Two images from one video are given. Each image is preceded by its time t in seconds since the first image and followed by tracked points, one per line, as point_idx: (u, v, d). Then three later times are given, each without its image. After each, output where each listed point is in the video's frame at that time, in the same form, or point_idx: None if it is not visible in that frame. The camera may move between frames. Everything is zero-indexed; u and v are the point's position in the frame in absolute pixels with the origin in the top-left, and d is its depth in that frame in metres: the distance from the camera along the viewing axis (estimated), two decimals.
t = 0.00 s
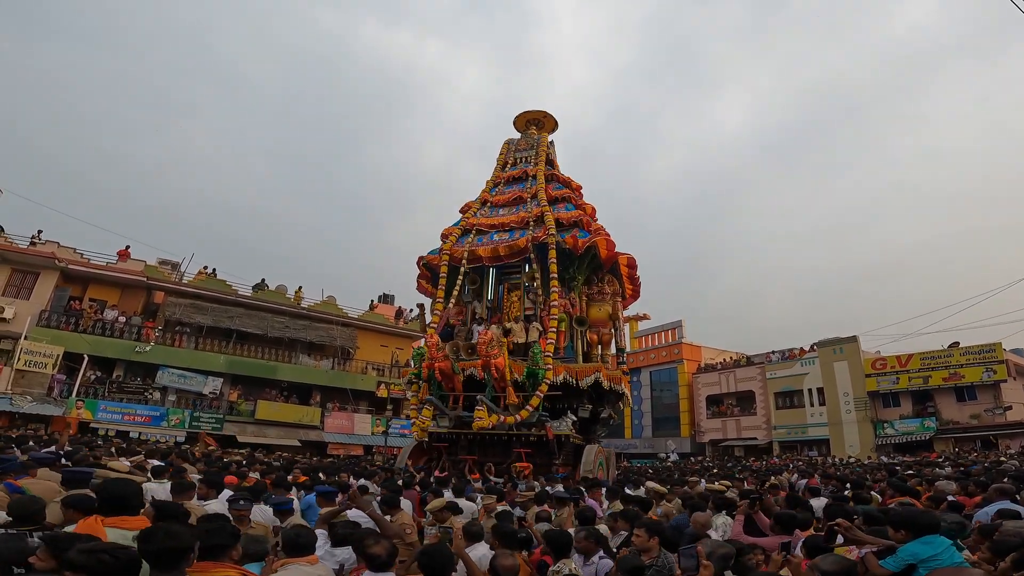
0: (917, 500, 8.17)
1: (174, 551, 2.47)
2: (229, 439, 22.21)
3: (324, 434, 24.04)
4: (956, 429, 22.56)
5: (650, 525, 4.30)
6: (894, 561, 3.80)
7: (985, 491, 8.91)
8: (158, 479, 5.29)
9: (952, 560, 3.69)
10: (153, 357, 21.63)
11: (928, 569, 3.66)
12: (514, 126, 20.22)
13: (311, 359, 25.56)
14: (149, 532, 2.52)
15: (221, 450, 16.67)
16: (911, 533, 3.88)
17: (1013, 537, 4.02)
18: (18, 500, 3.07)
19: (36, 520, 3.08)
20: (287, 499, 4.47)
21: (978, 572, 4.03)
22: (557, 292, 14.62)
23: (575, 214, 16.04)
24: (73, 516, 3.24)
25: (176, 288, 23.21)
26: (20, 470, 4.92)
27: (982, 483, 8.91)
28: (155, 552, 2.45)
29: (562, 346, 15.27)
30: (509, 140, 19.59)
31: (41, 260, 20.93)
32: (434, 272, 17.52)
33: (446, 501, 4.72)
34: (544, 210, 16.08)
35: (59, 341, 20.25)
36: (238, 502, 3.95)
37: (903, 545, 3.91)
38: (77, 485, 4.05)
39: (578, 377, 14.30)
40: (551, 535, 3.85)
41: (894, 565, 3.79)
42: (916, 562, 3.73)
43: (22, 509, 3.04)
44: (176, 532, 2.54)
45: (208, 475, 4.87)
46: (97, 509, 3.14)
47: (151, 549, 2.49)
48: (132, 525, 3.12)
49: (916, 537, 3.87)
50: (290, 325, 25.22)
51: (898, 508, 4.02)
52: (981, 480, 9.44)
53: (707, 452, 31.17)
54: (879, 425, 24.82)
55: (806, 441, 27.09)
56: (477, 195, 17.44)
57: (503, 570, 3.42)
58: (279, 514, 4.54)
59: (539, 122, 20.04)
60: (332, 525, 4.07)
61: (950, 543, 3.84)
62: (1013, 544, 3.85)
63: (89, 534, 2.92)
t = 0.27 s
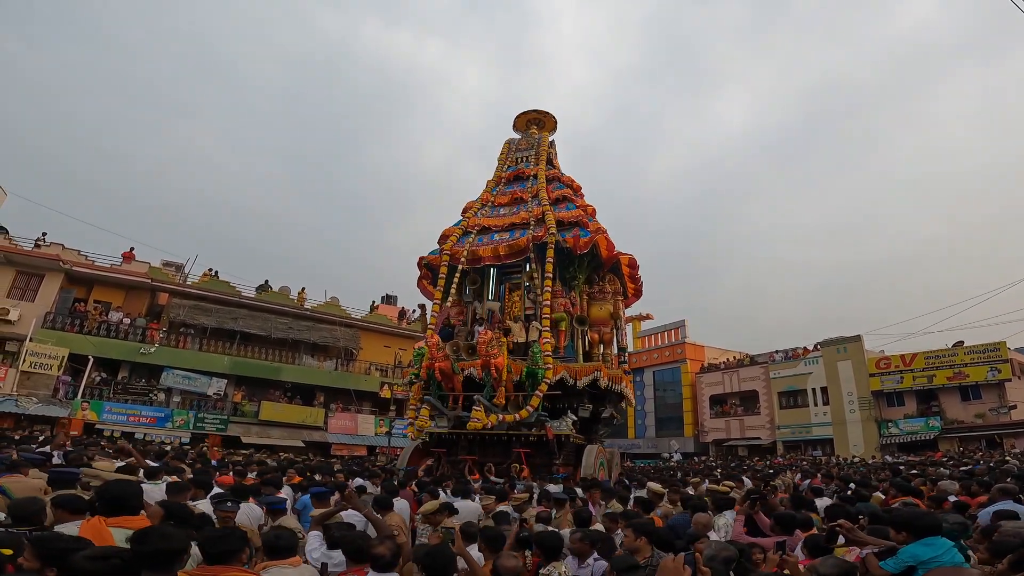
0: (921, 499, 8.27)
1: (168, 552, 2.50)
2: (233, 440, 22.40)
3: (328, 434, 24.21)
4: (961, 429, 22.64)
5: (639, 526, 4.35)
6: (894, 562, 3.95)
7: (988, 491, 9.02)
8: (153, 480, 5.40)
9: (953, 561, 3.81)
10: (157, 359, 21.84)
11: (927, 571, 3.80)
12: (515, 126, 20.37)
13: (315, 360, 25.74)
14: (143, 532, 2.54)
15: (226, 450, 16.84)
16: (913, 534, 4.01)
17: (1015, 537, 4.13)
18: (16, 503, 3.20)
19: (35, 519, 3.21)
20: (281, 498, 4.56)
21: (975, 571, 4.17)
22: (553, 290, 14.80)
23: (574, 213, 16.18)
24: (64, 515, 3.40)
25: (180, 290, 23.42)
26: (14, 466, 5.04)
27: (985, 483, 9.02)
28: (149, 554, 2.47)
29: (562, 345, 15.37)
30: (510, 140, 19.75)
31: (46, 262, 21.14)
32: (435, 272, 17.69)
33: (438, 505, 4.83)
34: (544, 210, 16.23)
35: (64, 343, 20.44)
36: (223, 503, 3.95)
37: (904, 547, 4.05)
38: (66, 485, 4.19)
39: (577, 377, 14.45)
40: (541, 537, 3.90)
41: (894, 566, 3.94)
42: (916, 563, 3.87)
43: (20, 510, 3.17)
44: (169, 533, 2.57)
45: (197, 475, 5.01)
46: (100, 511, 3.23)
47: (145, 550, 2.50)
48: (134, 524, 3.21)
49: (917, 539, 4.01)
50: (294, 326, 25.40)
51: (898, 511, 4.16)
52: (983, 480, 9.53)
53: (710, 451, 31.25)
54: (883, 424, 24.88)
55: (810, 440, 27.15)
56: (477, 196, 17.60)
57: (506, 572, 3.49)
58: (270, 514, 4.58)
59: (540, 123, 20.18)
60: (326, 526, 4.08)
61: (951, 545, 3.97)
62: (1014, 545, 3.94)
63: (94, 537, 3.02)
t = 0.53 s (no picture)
0: (925, 499, 8.31)
1: (154, 550, 2.53)
2: (238, 440, 22.55)
3: (332, 435, 24.34)
4: (967, 428, 22.64)
5: (629, 524, 4.35)
6: (897, 562, 3.99)
7: (992, 491, 9.05)
8: (143, 480, 5.40)
9: (955, 560, 3.85)
10: (162, 360, 22.00)
11: (928, 571, 3.84)
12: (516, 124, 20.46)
13: (318, 361, 25.86)
14: (126, 531, 2.57)
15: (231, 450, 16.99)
16: (917, 534, 4.05)
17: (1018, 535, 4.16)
18: None
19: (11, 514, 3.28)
20: (269, 497, 4.63)
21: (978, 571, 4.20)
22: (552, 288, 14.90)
23: (574, 211, 16.25)
24: (51, 509, 3.47)
25: (184, 290, 23.58)
26: (14, 464, 5.12)
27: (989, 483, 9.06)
28: (132, 552, 2.50)
29: (562, 344, 15.43)
30: (511, 139, 19.83)
31: (50, 263, 21.31)
32: (435, 272, 17.82)
33: (434, 503, 4.91)
34: (544, 208, 16.31)
35: (69, 343, 20.60)
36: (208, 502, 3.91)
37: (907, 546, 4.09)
38: (46, 484, 4.09)
39: (577, 376, 14.54)
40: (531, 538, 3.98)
41: (897, 566, 3.97)
42: (918, 563, 3.91)
43: None
44: (153, 530, 2.60)
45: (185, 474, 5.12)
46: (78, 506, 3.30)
47: (129, 548, 2.54)
48: (114, 521, 3.29)
49: (922, 539, 4.04)
50: (297, 327, 25.53)
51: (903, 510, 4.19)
52: (987, 479, 9.56)
53: (714, 451, 31.30)
54: (888, 424, 24.87)
55: (815, 440, 27.15)
56: (478, 195, 17.71)
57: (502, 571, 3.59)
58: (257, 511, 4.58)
59: (541, 121, 20.26)
60: (322, 523, 4.12)
61: (955, 544, 4.00)
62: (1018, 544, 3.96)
63: (74, 530, 3.09)
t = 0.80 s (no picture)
0: (928, 498, 8.37)
1: (145, 548, 2.63)
2: (242, 440, 22.70)
3: (335, 434, 24.48)
4: (971, 427, 22.64)
5: (624, 524, 4.41)
6: (900, 562, 4.04)
7: (995, 490, 9.10)
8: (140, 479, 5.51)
9: (957, 560, 3.91)
10: (166, 360, 22.17)
11: (931, 570, 3.89)
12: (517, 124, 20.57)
13: (322, 361, 26.01)
14: (119, 530, 2.67)
15: (236, 450, 17.11)
16: (919, 533, 4.11)
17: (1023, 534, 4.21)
18: None
19: None
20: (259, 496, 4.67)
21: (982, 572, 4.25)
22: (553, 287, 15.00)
23: (575, 210, 16.35)
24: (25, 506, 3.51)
25: (188, 291, 23.76)
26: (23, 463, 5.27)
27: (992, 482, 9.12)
28: (124, 550, 2.59)
29: (563, 343, 15.51)
30: (513, 139, 19.94)
31: (55, 264, 21.49)
32: (437, 271, 17.95)
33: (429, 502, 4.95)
34: (544, 207, 16.41)
35: (74, 343, 20.84)
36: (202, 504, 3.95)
37: (910, 545, 4.14)
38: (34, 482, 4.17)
39: (578, 375, 14.63)
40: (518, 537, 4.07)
41: (899, 565, 4.03)
42: (920, 562, 3.96)
43: None
44: (145, 529, 2.69)
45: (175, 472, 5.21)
46: (41, 503, 3.32)
47: (120, 546, 2.64)
48: (83, 517, 3.35)
49: (924, 537, 4.09)
50: (300, 327, 25.67)
51: (906, 510, 4.25)
52: (991, 479, 9.60)
53: (717, 451, 31.34)
54: (893, 423, 24.88)
55: (818, 440, 27.18)
56: (479, 194, 17.84)
57: (503, 571, 3.59)
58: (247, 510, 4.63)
59: (543, 120, 20.37)
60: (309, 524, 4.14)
61: (957, 543, 4.05)
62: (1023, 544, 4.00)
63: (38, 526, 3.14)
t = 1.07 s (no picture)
0: (931, 497, 8.38)
1: (146, 544, 2.66)
2: (245, 439, 22.80)
3: (338, 434, 24.56)
4: (975, 427, 22.60)
5: (620, 522, 4.41)
6: (903, 561, 4.04)
7: (998, 489, 9.09)
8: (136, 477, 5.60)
9: (960, 558, 3.91)
10: (170, 360, 22.26)
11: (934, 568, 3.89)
12: (519, 123, 20.62)
13: (324, 361, 26.09)
14: (122, 525, 2.69)
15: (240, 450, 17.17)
16: (921, 532, 4.12)
17: None
18: None
19: None
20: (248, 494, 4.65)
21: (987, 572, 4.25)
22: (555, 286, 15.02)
23: (577, 209, 16.38)
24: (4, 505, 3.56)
25: (192, 291, 23.84)
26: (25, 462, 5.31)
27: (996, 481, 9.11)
28: (126, 545, 2.63)
29: (565, 342, 15.53)
30: (514, 138, 19.98)
31: (59, 264, 21.58)
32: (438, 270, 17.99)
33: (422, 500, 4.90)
34: (546, 206, 16.44)
35: (79, 344, 20.89)
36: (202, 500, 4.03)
37: (913, 543, 4.15)
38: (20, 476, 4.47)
39: (580, 374, 14.65)
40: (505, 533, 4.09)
41: (902, 565, 4.03)
42: (923, 560, 3.96)
43: None
44: (147, 525, 2.71)
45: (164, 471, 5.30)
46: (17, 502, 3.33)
47: (122, 541, 2.66)
48: (57, 513, 3.31)
49: (926, 537, 4.11)
50: (303, 327, 25.74)
51: (908, 509, 4.26)
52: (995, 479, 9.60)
53: (720, 450, 31.33)
54: (897, 423, 24.84)
55: (822, 439, 27.15)
56: (481, 194, 17.88)
57: (511, 570, 3.61)
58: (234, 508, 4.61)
59: (545, 119, 20.42)
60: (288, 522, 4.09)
61: (959, 542, 4.06)
62: None
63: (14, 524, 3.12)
